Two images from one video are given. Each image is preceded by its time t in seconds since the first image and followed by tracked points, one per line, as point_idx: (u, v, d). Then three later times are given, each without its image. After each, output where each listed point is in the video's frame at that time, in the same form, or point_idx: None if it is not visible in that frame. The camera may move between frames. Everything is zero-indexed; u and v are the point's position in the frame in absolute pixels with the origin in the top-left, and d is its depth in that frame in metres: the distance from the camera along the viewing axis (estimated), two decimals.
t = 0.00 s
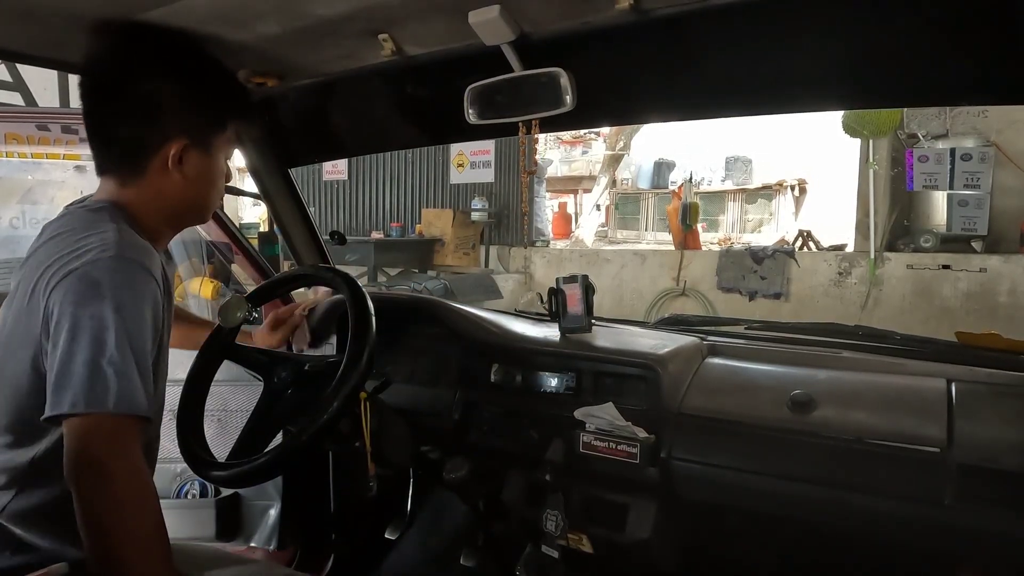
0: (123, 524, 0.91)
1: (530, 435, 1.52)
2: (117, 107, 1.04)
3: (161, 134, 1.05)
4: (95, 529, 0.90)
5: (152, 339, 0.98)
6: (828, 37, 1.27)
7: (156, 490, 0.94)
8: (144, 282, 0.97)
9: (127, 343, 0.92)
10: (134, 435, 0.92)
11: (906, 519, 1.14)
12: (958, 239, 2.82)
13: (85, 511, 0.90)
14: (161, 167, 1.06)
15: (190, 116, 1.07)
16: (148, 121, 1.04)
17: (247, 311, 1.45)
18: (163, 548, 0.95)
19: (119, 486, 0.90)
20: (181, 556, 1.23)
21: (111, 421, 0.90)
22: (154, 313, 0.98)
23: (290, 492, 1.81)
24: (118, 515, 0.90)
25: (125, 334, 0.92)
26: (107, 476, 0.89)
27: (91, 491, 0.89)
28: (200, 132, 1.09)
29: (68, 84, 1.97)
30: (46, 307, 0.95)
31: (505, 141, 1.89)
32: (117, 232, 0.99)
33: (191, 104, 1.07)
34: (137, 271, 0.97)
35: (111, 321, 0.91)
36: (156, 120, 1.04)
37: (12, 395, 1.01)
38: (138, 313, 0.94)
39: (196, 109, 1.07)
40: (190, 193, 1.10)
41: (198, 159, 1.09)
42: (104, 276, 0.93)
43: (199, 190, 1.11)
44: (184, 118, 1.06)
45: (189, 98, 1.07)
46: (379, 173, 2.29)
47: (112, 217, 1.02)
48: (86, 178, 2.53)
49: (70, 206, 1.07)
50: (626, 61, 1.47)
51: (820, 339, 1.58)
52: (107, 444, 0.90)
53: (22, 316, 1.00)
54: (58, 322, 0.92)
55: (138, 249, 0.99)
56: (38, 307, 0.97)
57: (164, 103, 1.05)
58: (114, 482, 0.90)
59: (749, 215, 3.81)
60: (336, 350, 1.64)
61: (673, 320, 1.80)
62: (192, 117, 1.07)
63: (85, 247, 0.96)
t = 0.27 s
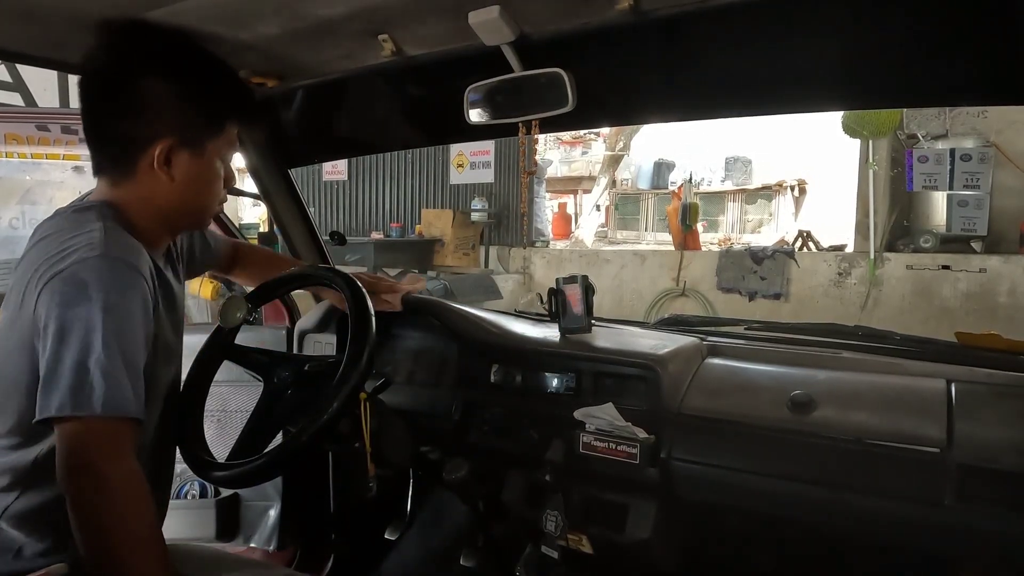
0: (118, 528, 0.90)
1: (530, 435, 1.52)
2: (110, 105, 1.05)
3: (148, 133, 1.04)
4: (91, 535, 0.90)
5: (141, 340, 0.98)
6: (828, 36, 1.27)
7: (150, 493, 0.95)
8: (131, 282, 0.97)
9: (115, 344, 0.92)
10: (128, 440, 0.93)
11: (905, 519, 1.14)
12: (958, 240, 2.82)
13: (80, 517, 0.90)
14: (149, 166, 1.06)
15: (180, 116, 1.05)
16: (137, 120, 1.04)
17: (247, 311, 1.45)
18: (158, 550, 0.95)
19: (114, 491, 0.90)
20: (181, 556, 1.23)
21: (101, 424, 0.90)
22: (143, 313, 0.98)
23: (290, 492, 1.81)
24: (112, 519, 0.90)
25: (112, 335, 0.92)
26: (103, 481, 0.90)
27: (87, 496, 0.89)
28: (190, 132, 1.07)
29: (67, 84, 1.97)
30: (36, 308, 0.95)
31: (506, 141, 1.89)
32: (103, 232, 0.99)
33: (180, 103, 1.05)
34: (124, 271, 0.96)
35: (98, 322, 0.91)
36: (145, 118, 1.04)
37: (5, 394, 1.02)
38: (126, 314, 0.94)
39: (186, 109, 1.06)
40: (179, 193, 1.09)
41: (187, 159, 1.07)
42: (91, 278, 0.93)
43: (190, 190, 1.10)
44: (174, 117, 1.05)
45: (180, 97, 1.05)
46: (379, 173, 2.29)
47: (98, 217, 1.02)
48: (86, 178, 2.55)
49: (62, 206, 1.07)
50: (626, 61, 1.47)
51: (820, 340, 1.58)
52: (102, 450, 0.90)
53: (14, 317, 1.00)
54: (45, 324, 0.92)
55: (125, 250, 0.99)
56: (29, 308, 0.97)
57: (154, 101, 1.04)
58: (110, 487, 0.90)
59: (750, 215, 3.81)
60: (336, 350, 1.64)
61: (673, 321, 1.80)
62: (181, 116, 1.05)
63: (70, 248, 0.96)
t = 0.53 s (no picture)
0: (124, 535, 0.90)
1: (530, 436, 1.52)
2: (97, 107, 1.02)
3: (128, 140, 1.01)
4: (98, 541, 0.89)
5: (137, 344, 0.95)
6: (827, 37, 1.27)
7: (154, 497, 0.93)
8: (125, 288, 0.95)
9: (112, 349, 0.89)
10: (135, 445, 0.92)
11: (905, 520, 1.14)
12: (959, 241, 2.82)
13: (88, 523, 0.89)
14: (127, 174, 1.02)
15: (163, 125, 1.01)
16: (120, 124, 1.01)
17: (246, 311, 1.45)
18: (163, 553, 0.95)
19: (122, 496, 0.89)
20: (180, 556, 1.23)
21: (106, 428, 0.87)
22: (138, 318, 0.96)
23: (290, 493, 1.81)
24: (120, 525, 0.90)
25: (110, 339, 0.89)
26: (110, 486, 0.88)
27: (94, 502, 0.88)
28: (172, 142, 1.02)
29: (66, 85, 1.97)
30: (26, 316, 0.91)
31: (505, 142, 1.89)
32: (94, 237, 0.97)
33: (164, 109, 1.01)
34: (118, 277, 0.95)
35: (94, 326, 0.88)
36: (128, 124, 1.01)
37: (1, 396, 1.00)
38: (122, 319, 0.92)
39: (170, 116, 1.02)
40: (158, 203, 1.05)
41: (168, 169, 1.03)
42: (85, 282, 0.91)
43: (170, 201, 1.05)
44: (156, 124, 1.01)
45: (165, 103, 1.01)
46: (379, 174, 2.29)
47: (87, 221, 0.99)
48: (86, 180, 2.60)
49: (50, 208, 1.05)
50: (626, 61, 1.47)
51: (820, 341, 1.58)
52: (109, 455, 0.88)
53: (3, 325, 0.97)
54: (37, 331, 0.88)
55: (117, 255, 0.97)
56: (18, 317, 0.94)
57: (137, 106, 1.01)
58: (118, 493, 0.89)
59: (749, 216, 3.82)
60: (336, 351, 1.64)
61: (672, 321, 1.79)
62: (163, 123, 1.01)
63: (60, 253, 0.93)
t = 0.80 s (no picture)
0: (107, 544, 0.89)
1: (530, 436, 1.52)
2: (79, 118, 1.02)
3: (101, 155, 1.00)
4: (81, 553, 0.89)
5: (105, 350, 0.96)
6: (827, 38, 1.28)
7: (136, 503, 0.93)
8: (89, 294, 0.95)
9: (77, 356, 0.90)
10: (108, 451, 0.92)
11: (905, 521, 1.14)
12: (958, 241, 2.82)
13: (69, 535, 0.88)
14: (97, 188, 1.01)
15: (137, 146, 1.00)
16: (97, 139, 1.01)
17: (246, 312, 1.45)
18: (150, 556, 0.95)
19: (102, 505, 0.89)
20: (181, 557, 1.23)
21: (73, 435, 0.88)
22: (106, 324, 0.97)
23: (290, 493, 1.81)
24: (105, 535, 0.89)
25: (74, 347, 0.90)
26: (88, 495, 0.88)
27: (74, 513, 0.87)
28: (144, 163, 1.01)
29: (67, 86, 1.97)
30: None
31: (506, 142, 1.90)
32: (59, 244, 0.97)
33: (141, 128, 1.00)
34: (83, 284, 0.95)
35: (58, 335, 0.89)
36: (104, 139, 1.01)
37: None
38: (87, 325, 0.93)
39: (146, 136, 1.00)
40: (126, 219, 1.04)
41: (137, 188, 1.02)
42: (47, 290, 0.91)
43: (139, 218, 1.04)
44: (131, 143, 1.00)
45: (145, 124, 1.00)
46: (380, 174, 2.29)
47: (54, 227, 1.00)
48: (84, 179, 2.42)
49: (20, 213, 1.05)
50: (626, 63, 1.47)
51: (820, 341, 1.58)
52: (78, 462, 0.88)
53: None
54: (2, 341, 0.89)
55: (83, 262, 0.98)
56: None
57: (117, 123, 1.01)
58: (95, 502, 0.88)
59: (749, 217, 3.82)
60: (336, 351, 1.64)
61: (673, 322, 1.79)
62: (138, 142, 1.00)
63: (24, 262, 0.94)
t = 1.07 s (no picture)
0: (96, 550, 0.89)
1: (530, 436, 1.52)
2: (79, 130, 0.99)
3: (96, 168, 0.98)
4: (69, 559, 0.89)
5: (88, 357, 0.96)
6: (826, 39, 1.28)
7: (122, 507, 0.93)
8: (70, 301, 0.96)
9: (59, 363, 0.90)
10: (94, 457, 0.93)
11: (905, 521, 1.14)
12: (957, 242, 2.82)
13: (58, 541, 0.89)
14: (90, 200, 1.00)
15: (133, 164, 0.97)
16: (95, 152, 0.98)
17: (247, 313, 1.45)
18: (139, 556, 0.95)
19: (88, 510, 0.89)
20: (181, 558, 1.23)
21: (57, 442, 0.88)
22: (88, 330, 0.97)
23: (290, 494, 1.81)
24: (93, 541, 0.89)
25: (56, 354, 0.90)
26: (73, 502, 0.88)
27: (60, 520, 0.88)
28: (139, 183, 0.98)
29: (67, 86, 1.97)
30: None
31: (505, 142, 1.91)
32: (40, 250, 0.97)
33: (139, 146, 0.97)
34: (63, 290, 0.95)
35: (40, 341, 0.89)
36: (102, 153, 0.98)
37: None
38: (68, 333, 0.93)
39: (142, 153, 0.97)
40: (118, 233, 1.02)
41: (130, 205, 1.00)
42: (28, 297, 0.91)
43: (130, 233, 1.02)
44: (127, 160, 0.97)
45: (143, 142, 0.97)
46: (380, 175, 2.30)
47: (38, 232, 1.00)
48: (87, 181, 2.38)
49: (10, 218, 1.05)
50: (626, 64, 1.47)
51: (820, 342, 1.58)
52: (65, 469, 0.89)
53: None
54: None
55: (63, 268, 0.98)
56: None
57: (117, 139, 0.98)
58: (81, 508, 0.88)
59: (749, 217, 3.82)
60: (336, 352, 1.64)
61: (673, 322, 1.78)
62: (134, 159, 0.97)
63: (4, 269, 0.94)
